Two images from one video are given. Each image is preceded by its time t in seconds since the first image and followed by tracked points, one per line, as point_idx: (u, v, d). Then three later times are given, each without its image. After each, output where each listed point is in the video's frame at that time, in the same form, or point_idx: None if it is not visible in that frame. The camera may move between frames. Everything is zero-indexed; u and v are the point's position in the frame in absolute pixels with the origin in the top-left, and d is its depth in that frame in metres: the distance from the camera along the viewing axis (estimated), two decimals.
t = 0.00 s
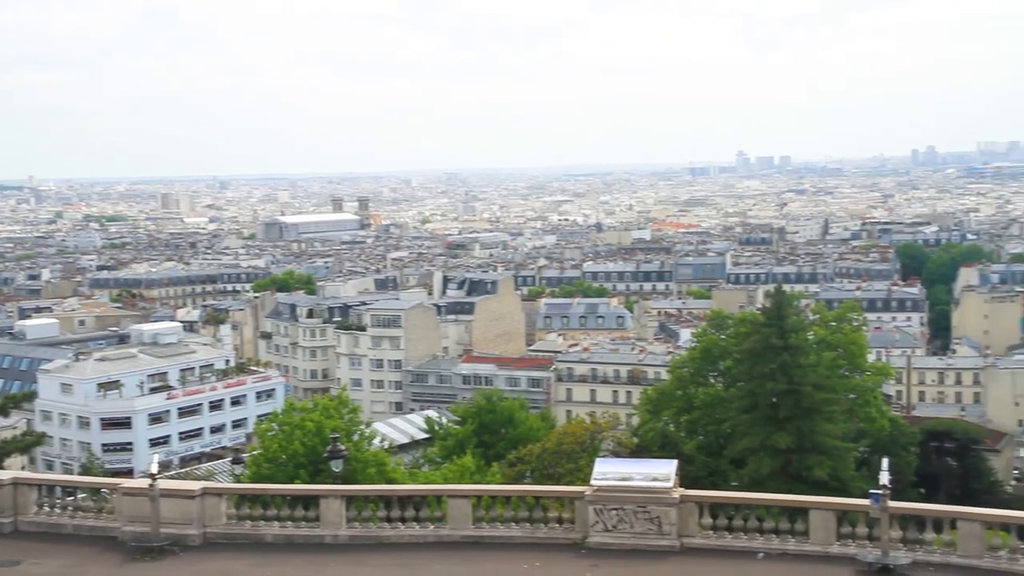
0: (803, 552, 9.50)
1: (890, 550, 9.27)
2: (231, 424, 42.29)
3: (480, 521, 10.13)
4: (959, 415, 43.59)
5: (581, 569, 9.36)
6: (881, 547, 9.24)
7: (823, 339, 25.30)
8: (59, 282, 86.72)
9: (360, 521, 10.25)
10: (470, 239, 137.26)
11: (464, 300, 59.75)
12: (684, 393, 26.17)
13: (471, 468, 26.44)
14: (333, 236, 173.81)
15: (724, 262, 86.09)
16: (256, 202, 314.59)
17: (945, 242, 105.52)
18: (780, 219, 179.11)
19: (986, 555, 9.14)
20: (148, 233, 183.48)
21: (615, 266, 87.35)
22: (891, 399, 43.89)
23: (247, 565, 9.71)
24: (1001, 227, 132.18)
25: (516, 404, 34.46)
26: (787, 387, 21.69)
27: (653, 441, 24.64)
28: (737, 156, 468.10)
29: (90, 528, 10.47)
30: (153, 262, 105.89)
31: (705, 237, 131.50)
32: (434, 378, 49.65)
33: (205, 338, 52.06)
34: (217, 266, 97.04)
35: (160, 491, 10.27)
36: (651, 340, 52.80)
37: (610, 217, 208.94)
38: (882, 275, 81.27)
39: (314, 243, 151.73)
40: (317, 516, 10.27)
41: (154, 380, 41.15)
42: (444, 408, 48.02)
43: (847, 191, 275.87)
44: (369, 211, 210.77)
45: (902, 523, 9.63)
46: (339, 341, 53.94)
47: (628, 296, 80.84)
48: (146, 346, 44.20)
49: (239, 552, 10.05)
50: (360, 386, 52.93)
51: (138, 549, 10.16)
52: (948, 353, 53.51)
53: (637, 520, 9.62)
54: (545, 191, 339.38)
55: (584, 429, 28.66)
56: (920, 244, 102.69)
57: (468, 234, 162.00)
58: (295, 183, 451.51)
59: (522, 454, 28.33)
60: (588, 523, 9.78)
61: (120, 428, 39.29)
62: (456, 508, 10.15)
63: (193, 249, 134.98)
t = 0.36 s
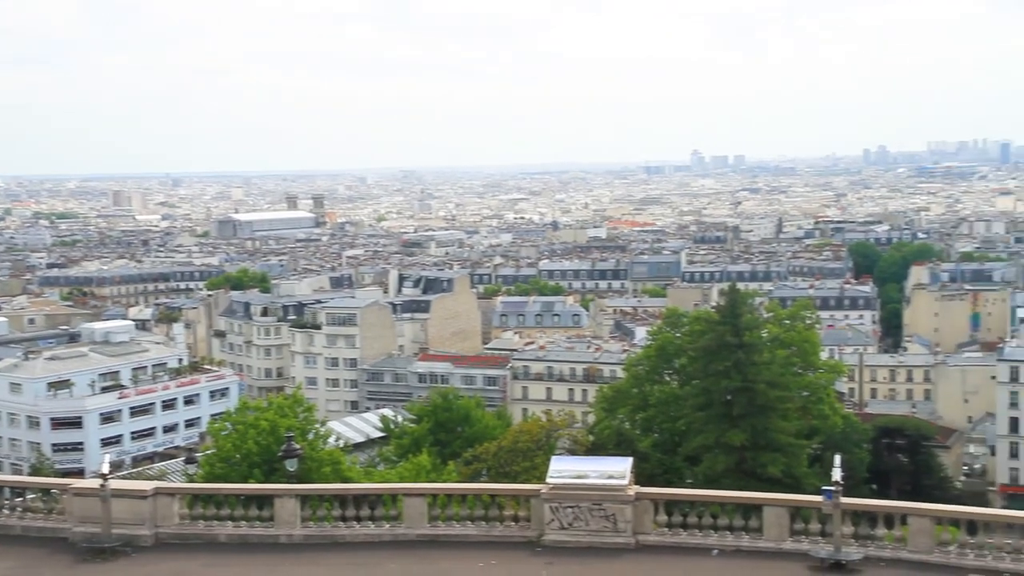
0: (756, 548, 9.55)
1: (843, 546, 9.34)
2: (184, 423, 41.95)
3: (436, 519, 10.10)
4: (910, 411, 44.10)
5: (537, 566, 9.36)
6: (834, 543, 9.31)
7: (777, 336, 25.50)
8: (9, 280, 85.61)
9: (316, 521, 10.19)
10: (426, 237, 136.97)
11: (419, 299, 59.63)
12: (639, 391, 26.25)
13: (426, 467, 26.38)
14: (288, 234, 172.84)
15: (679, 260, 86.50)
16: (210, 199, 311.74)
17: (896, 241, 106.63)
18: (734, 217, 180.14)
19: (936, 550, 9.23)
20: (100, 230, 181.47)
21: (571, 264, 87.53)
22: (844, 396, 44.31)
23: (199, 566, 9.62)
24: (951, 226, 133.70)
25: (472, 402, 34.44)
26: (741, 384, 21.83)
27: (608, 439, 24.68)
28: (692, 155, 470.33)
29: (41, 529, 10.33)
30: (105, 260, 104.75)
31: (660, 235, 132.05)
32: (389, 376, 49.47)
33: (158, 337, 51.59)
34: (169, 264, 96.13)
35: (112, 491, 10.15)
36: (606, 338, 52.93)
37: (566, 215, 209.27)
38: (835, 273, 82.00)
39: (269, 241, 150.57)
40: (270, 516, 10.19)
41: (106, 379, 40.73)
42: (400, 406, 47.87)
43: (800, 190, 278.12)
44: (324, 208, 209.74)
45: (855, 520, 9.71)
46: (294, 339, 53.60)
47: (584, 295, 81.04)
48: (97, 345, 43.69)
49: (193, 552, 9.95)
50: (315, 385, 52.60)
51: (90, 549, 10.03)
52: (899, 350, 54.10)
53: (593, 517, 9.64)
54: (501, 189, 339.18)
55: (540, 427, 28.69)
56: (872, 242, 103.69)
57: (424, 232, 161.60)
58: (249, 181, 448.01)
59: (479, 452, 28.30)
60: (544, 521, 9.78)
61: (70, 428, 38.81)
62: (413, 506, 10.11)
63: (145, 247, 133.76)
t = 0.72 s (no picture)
0: (712, 546, 9.60)
1: (797, 543, 9.41)
2: (138, 422, 41.55)
3: (392, 518, 10.05)
4: (865, 409, 44.58)
5: (494, 565, 9.34)
6: (788, 540, 9.38)
7: (732, 336, 25.68)
8: None
9: (272, 521, 10.12)
10: (384, 236, 136.63)
11: (377, 297, 59.48)
12: (597, 389, 26.29)
13: (383, 465, 26.29)
14: (244, 232, 171.64)
15: (636, 259, 86.80)
16: (165, 196, 308.64)
17: (851, 241, 107.63)
18: (691, 217, 181.11)
19: (888, 546, 9.32)
20: (53, 227, 179.42)
21: (528, 263, 87.62)
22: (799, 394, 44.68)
23: (156, 567, 9.51)
24: (904, 226, 135.18)
25: (429, 401, 34.38)
26: (697, 383, 21.94)
27: (565, 437, 24.71)
28: (650, 154, 472.31)
29: None
30: (57, 258, 103.48)
31: (617, 235, 132.46)
32: (346, 375, 49.28)
33: (112, 336, 51.06)
34: (123, 262, 95.19)
35: (63, 491, 10.03)
36: (564, 337, 53.01)
37: (524, 214, 209.45)
38: (791, 273, 82.61)
39: (224, 239, 149.58)
40: (226, 515, 10.14)
41: (58, 378, 40.35)
42: (357, 405, 47.68)
43: (756, 190, 280.29)
44: (281, 206, 208.73)
45: (810, 517, 9.78)
46: (250, 338, 53.25)
47: (541, 293, 81.17)
48: (49, 344, 43.15)
49: (146, 551, 9.87)
50: (271, 384, 52.25)
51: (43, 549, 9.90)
52: (854, 349, 54.64)
53: (549, 515, 9.65)
54: (459, 188, 338.92)
55: (498, 426, 28.70)
56: (827, 242, 104.60)
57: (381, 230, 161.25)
58: (205, 178, 445.17)
59: (436, 451, 28.25)
60: (501, 519, 9.78)
61: (22, 428, 38.33)
62: (369, 506, 10.06)
63: (99, 245, 132.24)
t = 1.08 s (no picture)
0: (671, 542, 9.62)
1: (755, 538, 9.47)
2: (94, 423, 41.10)
3: (351, 517, 10.00)
4: (820, 406, 44.96)
5: (452, 564, 9.34)
6: (746, 536, 9.43)
7: (690, 333, 25.82)
8: None
9: (230, 522, 10.04)
10: (342, 234, 136.18)
11: (335, 296, 59.22)
12: (556, 386, 26.33)
13: (342, 464, 26.19)
14: (200, 230, 170.47)
15: (595, 257, 86.97)
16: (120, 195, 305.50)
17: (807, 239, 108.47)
18: (649, 215, 181.82)
19: (845, 542, 9.40)
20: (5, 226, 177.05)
21: (487, 261, 87.60)
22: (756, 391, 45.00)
23: (112, 568, 9.42)
24: (859, 224, 136.46)
25: (388, 400, 34.29)
26: (656, 380, 22.02)
27: (525, 435, 24.73)
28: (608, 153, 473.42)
29: None
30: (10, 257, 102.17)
31: (576, 233, 132.76)
32: (304, 374, 49.05)
33: (66, 335, 50.54)
34: (78, 261, 94.17)
35: (16, 493, 9.92)
36: (523, 335, 53.03)
37: (482, 212, 209.17)
38: (748, 271, 83.11)
39: (180, 237, 148.33)
40: (182, 516, 10.03)
41: (11, 378, 39.88)
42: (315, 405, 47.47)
43: (713, 187, 281.66)
44: (238, 204, 207.41)
45: (768, 513, 9.84)
46: (207, 337, 52.86)
47: (500, 291, 81.20)
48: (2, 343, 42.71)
49: (102, 553, 9.78)
50: (228, 383, 51.89)
51: None
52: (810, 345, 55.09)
53: (508, 513, 9.66)
54: (417, 186, 338.04)
55: (457, 425, 28.69)
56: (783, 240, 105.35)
57: (339, 229, 160.55)
58: (161, 176, 441.47)
59: (395, 450, 28.17)
60: (460, 518, 9.77)
61: None
62: (328, 506, 10.02)
63: (53, 244, 130.65)
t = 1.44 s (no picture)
0: (623, 538, 9.65)
1: (708, 534, 9.51)
2: (41, 423, 40.54)
3: (304, 516, 9.94)
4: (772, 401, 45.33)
5: (406, 562, 9.30)
6: (699, 531, 9.48)
7: (642, 329, 25.91)
8: None
9: (180, 524, 9.93)
10: (294, 232, 135.30)
11: (288, 294, 58.89)
12: (510, 383, 26.35)
13: (294, 463, 26.02)
14: (150, 229, 168.57)
15: (549, 254, 87.06)
16: (68, 193, 301.81)
17: (759, 236, 109.31)
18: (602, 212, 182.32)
19: (796, 536, 9.46)
20: None
21: (441, 259, 87.43)
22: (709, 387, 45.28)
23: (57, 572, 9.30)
24: (810, 220, 137.64)
25: (341, 398, 34.12)
26: (609, 376, 22.04)
27: (479, 432, 24.68)
28: (561, 150, 474.30)
29: None
30: None
31: (529, 230, 132.74)
32: (257, 372, 48.69)
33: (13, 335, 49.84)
34: (26, 261, 92.76)
35: None
36: (477, 332, 52.97)
37: (435, 210, 208.69)
38: (701, 267, 83.59)
39: (130, 236, 146.66)
40: (132, 517, 9.93)
41: None
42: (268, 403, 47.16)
43: (665, 185, 283.00)
44: (188, 201, 205.43)
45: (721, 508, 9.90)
46: (158, 337, 52.31)
47: (454, 288, 81.09)
48: None
49: (48, 556, 9.66)
50: (179, 383, 51.41)
51: None
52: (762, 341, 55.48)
53: (461, 511, 9.64)
54: (370, 183, 336.78)
55: (411, 423, 28.62)
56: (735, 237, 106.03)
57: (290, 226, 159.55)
58: (110, 173, 436.25)
59: (349, 448, 28.01)
60: (414, 516, 9.74)
61: None
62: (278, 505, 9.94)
63: None
